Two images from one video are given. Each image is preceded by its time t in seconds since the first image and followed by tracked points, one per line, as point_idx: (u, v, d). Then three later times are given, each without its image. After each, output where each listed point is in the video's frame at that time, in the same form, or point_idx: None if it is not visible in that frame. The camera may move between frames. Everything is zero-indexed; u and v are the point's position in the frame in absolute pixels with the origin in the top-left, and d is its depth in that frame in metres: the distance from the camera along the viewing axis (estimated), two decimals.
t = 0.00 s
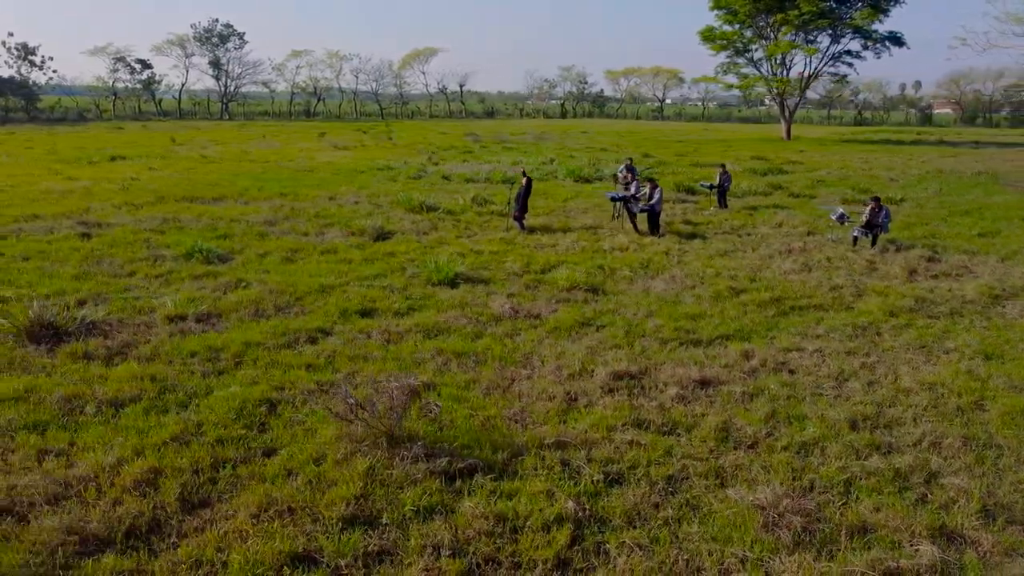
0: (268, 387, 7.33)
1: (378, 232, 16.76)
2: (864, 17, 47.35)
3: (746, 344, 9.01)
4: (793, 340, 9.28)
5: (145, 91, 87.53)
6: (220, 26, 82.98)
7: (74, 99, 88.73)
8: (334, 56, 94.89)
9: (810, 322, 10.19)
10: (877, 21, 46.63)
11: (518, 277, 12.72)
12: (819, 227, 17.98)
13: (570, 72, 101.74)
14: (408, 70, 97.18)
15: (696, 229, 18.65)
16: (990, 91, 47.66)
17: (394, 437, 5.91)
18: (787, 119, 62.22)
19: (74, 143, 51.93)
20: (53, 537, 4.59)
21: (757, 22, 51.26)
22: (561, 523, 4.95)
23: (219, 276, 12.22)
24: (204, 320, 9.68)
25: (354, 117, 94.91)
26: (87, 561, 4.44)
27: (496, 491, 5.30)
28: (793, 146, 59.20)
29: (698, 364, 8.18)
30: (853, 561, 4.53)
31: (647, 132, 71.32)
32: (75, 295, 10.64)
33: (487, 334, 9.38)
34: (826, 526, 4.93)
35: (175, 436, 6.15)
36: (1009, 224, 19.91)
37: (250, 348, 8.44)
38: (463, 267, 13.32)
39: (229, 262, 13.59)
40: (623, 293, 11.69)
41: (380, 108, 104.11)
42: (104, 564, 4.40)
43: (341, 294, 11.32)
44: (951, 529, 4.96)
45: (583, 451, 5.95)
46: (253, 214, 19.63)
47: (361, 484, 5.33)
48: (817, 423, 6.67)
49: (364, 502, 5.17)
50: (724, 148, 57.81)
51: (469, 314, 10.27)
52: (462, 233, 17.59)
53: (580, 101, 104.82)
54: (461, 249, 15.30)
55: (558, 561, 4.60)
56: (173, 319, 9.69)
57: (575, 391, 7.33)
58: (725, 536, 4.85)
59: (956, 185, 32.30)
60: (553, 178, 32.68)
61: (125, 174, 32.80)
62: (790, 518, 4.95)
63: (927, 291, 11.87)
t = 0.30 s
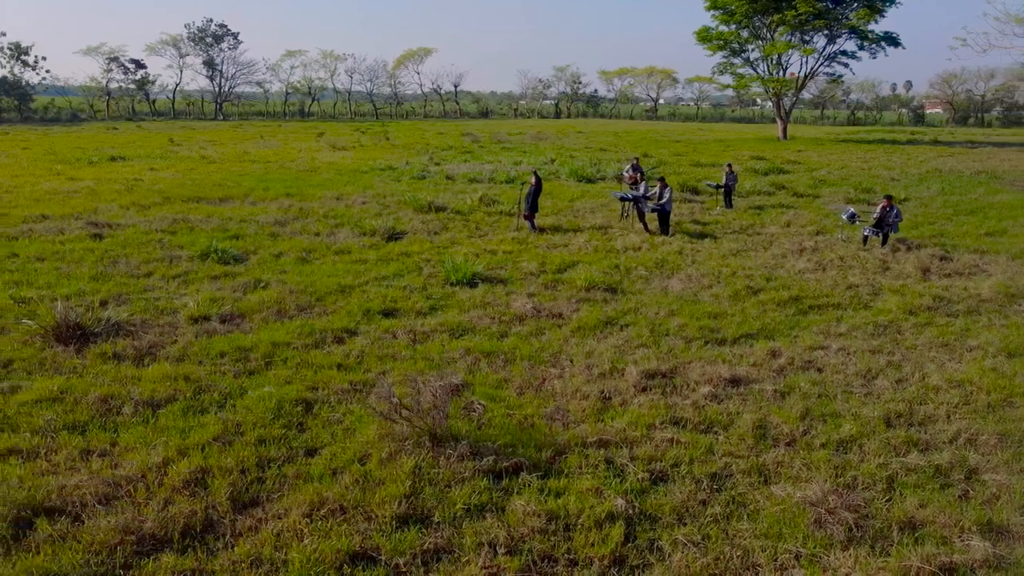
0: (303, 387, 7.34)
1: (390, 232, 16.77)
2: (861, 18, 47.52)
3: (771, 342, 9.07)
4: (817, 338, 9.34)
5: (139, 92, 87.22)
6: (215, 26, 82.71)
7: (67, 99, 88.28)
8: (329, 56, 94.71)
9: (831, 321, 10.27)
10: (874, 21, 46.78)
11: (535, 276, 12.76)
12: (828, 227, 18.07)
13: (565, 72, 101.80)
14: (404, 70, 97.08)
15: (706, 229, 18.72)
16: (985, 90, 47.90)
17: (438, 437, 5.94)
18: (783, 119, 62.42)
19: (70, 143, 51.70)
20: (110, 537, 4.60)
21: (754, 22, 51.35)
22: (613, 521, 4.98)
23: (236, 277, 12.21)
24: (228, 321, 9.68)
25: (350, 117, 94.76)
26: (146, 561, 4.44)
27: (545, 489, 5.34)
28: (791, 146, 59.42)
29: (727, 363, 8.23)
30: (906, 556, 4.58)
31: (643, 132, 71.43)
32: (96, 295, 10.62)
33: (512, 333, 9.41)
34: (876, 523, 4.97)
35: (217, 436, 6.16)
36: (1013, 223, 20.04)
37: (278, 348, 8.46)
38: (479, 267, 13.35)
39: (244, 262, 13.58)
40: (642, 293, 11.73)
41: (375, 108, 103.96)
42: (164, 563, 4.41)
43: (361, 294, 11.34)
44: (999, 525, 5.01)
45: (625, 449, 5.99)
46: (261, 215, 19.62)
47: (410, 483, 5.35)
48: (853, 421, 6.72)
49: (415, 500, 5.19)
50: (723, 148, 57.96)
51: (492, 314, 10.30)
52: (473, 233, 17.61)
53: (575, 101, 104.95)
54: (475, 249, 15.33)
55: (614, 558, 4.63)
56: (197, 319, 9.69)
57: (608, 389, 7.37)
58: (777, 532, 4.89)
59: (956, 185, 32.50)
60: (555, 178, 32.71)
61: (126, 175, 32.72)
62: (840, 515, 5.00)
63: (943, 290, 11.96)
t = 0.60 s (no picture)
0: (334, 387, 7.34)
1: (399, 232, 16.78)
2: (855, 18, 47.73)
3: (794, 341, 9.14)
4: (838, 337, 9.42)
5: (130, 92, 86.77)
6: (207, 26, 82.39)
7: (58, 99, 87.66)
8: (321, 56, 94.53)
9: (850, 319, 10.35)
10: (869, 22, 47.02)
11: (550, 276, 12.81)
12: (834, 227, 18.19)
13: (558, 72, 101.81)
14: (397, 70, 96.96)
15: (713, 229, 18.80)
16: (979, 90, 48.25)
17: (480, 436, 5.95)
18: (777, 120, 62.73)
19: (64, 143, 51.38)
20: (166, 537, 4.60)
21: (748, 22, 51.50)
22: (663, 518, 5.02)
23: (252, 277, 12.20)
24: (251, 320, 9.68)
25: (344, 117, 94.49)
26: (205, 560, 4.45)
27: (591, 487, 5.37)
28: (786, 146, 59.67)
29: (753, 362, 8.29)
30: (956, 551, 4.64)
31: (638, 132, 71.54)
32: (115, 296, 10.59)
33: (536, 332, 9.45)
34: (922, 519, 5.03)
35: (257, 436, 6.17)
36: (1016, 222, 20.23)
37: (305, 348, 8.47)
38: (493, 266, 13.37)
39: (258, 262, 13.56)
40: (658, 292, 11.79)
41: (368, 108, 103.74)
42: (223, 563, 4.42)
43: (380, 294, 11.35)
44: None
45: (665, 447, 6.03)
46: (268, 215, 19.60)
47: (457, 481, 5.37)
48: (885, 417, 6.79)
49: (463, 498, 5.22)
50: (719, 147, 58.13)
51: (513, 313, 10.33)
52: (482, 233, 17.63)
53: (567, 101, 105.07)
54: (486, 249, 15.35)
55: (669, 554, 4.67)
56: (219, 319, 9.68)
57: (640, 387, 7.42)
58: (826, 528, 4.95)
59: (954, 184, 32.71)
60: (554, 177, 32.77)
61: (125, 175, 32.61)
62: (886, 511, 5.05)
63: (956, 288, 12.07)
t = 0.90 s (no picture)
0: (365, 387, 7.34)
1: (407, 233, 16.78)
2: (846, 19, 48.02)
3: (815, 339, 9.22)
4: (857, 335, 9.51)
5: (119, 92, 86.10)
6: (197, 26, 81.94)
7: (46, 99, 86.95)
8: (312, 56, 94.29)
9: (866, 317, 10.45)
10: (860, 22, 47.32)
11: (564, 275, 12.85)
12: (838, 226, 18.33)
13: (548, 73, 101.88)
14: (388, 70, 96.75)
15: (718, 228, 18.91)
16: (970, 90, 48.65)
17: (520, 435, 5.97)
18: (768, 120, 63.06)
19: (54, 143, 50.96)
20: (220, 536, 4.61)
21: (740, 22, 51.69)
22: (710, 514, 5.07)
23: (267, 278, 12.17)
24: (272, 321, 9.67)
25: (335, 117, 94.20)
26: (263, 559, 4.46)
27: (636, 484, 5.42)
28: (779, 145, 59.99)
29: (777, 360, 8.36)
30: (1002, 543, 4.71)
31: (631, 132, 71.71)
32: (132, 297, 10.54)
33: (557, 332, 9.49)
34: (965, 513, 5.11)
35: (295, 436, 6.17)
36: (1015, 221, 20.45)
37: (331, 348, 8.48)
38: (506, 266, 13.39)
39: (270, 263, 13.54)
40: (673, 291, 11.85)
41: (358, 108, 103.47)
42: (281, 562, 4.43)
43: (396, 294, 11.36)
44: None
45: (703, 444, 6.08)
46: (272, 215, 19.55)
47: (503, 479, 5.40)
48: (915, 414, 6.87)
49: (511, 496, 5.24)
50: (713, 147, 58.36)
51: (532, 313, 10.36)
52: (489, 233, 17.65)
53: (558, 102, 105.20)
54: (496, 249, 15.37)
55: (720, 550, 4.72)
56: (239, 319, 9.66)
57: (670, 386, 7.46)
58: (871, 523, 5.01)
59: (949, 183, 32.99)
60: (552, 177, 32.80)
61: (122, 176, 32.42)
62: (929, 506, 5.13)
63: (967, 286, 12.20)
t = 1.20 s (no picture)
0: (393, 387, 7.35)
1: (413, 233, 16.78)
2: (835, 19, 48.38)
3: (833, 337, 9.32)
4: (873, 332, 9.62)
5: (104, 91, 85.27)
6: (184, 25, 81.38)
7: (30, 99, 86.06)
8: (300, 56, 93.85)
9: (880, 314, 10.58)
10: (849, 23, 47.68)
11: (575, 274, 12.92)
12: (840, 225, 18.49)
13: (536, 73, 102.02)
14: (376, 69, 96.51)
15: (721, 227, 19.03)
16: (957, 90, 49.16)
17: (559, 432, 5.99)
18: (757, 119, 63.47)
19: (42, 143, 50.45)
20: (274, 534, 4.62)
21: (729, 23, 51.93)
22: (754, 508, 5.14)
23: (280, 278, 12.13)
24: (291, 320, 9.66)
25: (325, 117, 93.86)
26: (319, 557, 4.48)
27: (678, 480, 5.47)
28: (770, 145, 60.37)
29: (799, 357, 8.44)
30: None
31: (621, 132, 71.90)
32: (147, 297, 10.48)
33: (577, 331, 9.54)
34: (1006, 507, 5.18)
35: (332, 435, 6.18)
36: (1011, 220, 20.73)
37: (355, 347, 8.48)
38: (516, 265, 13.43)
39: (280, 263, 13.49)
40: (686, 290, 11.94)
41: (346, 109, 103.13)
42: (338, 560, 4.44)
43: (411, 293, 11.36)
44: None
45: (739, 440, 6.14)
46: (274, 216, 19.48)
47: (546, 476, 5.44)
48: (942, 409, 6.96)
49: (556, 493, 5.27)
50: (704, 147, 58.65)
51: (549, 311, 10.41)
52: (495, 233, 17.68)
53: (546, 102, 105.29)
54: (504, 249, 15.39)
55: (769, 543, 4.78)
56: (258, 319, 9.63)
57: (697, 383, 7.53)
58: (913, 516, 5.09)
59: (940, 182, 33.36)
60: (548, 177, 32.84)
61: (115, 176, 32.14)
62: (969, 500, 5.21)
63: (973, 284, 12.37)
